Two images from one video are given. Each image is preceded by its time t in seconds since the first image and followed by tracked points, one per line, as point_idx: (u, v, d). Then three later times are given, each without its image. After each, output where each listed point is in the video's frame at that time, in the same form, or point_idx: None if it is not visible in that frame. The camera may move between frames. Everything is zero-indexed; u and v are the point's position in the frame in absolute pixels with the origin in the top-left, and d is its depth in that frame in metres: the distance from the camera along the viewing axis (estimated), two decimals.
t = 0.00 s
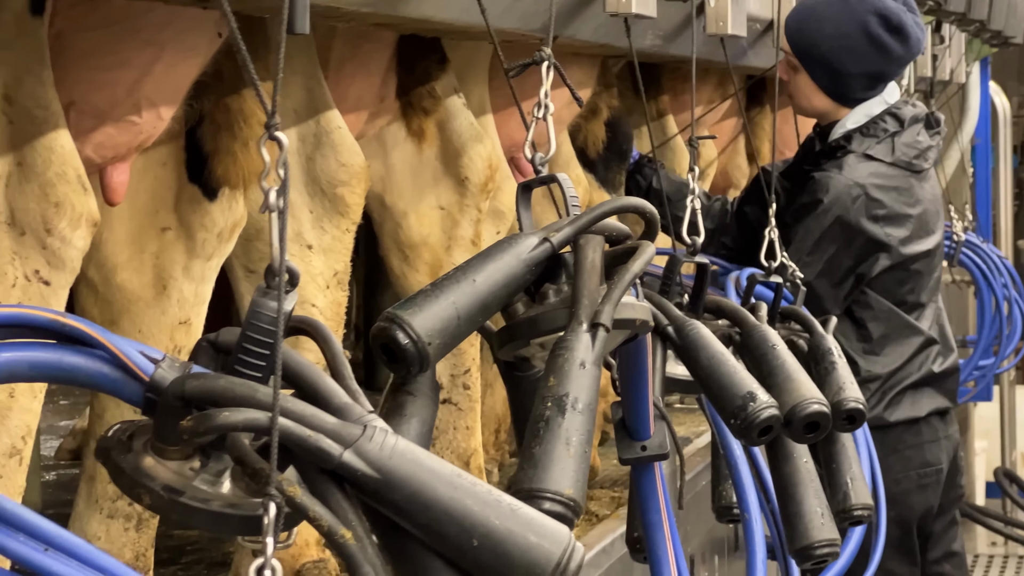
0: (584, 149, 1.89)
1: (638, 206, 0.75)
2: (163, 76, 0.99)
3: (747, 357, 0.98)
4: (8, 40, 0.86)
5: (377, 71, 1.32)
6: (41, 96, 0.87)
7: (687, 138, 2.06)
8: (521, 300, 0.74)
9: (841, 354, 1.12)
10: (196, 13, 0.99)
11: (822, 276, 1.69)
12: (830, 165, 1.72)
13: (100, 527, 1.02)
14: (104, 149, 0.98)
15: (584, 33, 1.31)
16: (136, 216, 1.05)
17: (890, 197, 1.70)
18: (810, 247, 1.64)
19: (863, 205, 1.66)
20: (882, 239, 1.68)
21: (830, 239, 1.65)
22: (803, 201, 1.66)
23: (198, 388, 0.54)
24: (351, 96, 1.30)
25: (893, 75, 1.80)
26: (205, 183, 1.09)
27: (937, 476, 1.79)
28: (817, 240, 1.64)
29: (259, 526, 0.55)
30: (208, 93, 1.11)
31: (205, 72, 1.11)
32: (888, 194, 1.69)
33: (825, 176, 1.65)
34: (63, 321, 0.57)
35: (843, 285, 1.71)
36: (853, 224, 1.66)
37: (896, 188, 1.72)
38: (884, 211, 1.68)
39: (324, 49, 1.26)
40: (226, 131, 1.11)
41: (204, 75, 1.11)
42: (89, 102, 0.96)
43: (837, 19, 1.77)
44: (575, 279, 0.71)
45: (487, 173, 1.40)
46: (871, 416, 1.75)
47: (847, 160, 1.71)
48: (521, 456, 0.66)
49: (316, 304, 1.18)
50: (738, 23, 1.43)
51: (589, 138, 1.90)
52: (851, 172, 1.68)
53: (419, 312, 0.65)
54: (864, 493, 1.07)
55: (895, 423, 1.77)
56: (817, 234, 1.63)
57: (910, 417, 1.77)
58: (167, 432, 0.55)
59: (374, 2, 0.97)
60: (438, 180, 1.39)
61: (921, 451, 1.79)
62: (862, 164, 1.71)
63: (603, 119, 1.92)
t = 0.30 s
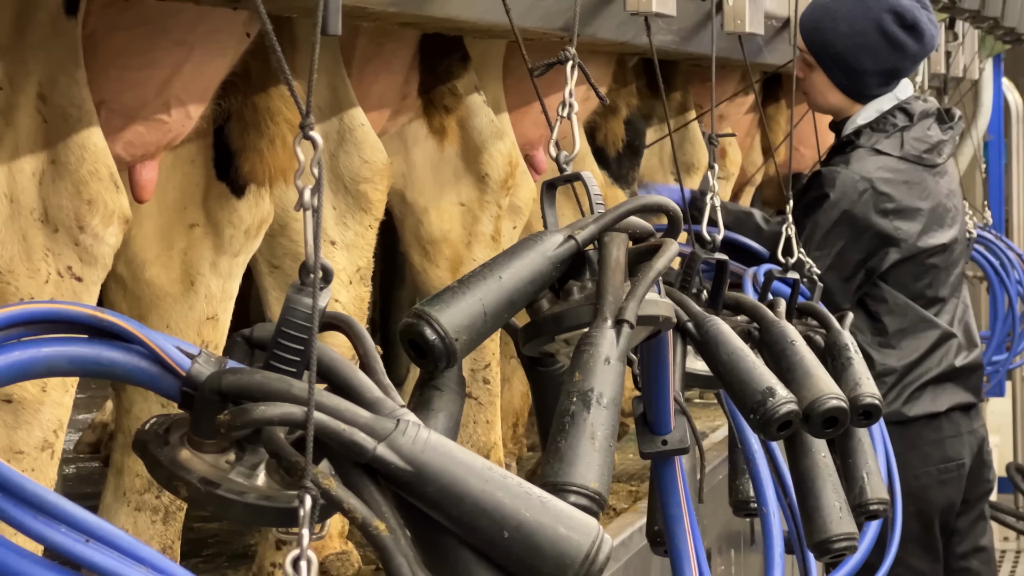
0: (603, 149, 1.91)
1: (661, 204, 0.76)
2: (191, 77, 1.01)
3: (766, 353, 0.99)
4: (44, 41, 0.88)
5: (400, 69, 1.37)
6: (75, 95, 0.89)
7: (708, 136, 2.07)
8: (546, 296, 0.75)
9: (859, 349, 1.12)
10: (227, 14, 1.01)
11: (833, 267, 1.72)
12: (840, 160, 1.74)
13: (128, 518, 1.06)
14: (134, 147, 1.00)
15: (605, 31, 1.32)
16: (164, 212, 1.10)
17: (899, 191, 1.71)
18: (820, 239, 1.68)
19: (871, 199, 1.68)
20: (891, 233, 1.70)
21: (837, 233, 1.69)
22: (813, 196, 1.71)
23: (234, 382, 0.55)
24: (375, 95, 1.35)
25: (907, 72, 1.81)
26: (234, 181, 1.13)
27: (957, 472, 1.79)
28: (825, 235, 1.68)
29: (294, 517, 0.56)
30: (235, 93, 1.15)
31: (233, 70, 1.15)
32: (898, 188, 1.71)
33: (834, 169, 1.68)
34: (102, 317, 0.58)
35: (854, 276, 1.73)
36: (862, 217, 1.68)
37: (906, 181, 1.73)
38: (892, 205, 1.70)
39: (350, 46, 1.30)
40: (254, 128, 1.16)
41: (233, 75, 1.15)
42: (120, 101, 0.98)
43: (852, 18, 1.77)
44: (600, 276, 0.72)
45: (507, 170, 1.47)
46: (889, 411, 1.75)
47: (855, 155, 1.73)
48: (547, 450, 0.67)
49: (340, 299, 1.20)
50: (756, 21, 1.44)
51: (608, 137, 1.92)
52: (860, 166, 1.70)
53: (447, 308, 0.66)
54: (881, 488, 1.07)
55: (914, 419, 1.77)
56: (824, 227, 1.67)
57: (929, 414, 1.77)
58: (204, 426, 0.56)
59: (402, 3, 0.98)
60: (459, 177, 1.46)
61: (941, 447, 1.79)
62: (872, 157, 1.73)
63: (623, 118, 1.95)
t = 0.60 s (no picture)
0: (620, 149, 1.94)
1: (683, 204, 0.77)
2: (216, 76, 1.02)
3: (783, 352, 1.00)
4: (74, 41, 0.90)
5: (422, 69, 1.38)
6: (103, 95, 0.91)
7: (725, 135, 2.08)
8: (569, 295, 0.76)
9: (874, 348, 1.13)
10: (253, 15, 1.01)
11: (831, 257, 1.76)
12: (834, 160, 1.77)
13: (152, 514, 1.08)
14: (159, 146, 1.01)
15: (623, 31, 1.32)
16: (189, 211, 1.12)
17: (894, 190, 1.72)
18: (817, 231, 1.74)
19: (859, 199, 1.70)
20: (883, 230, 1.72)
21: (830, 231, 1.73)
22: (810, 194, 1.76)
23: (266, 379, 0.56)
24: (396, 95, 1.37)
25: (918, 72, 1.81)
26: (259, 180, 1.15)
27: (965, 473, 1.78)
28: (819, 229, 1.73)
29: (325, 511, 0.57)
30: (260, 93, 1.17)
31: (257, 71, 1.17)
32: (891, 188, 1.72)
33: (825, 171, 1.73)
34: (136, 314, 0.59)
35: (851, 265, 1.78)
36: (850, 217, 1.71)
37: (901, 181, 1.73)
38: (885, 204, 1.71)
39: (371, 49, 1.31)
40: (278, 128, 1.17)
41: (257, 75, 1.16)
42: (147, 101, 0.99)
43: (865, 19, 1.77)
44: (622, 275, 0.73)
45: (527, 170, 1.49)
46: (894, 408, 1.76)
47: (849, 154, 1.76)
48: (570, 447, 0.68)
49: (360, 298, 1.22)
50: (773, 21, 1.44)
51: (624, 138, 1.94)
52: (850, 167, 1.73)
53: (471, 306, 0.67)
54: (895, 487, 1.08)
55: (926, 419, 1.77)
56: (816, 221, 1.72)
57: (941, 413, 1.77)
58: (237, 421, 0.57)
59: (426, 4, 0.99)
60: (479, 176, 1.48)
61: (949, 447, 1.78)
62: (866, 157, 1.74)
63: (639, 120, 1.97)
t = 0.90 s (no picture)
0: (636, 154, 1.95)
1: (705, 207, 0.78)
2: (242, 79, 1.02)
3: (800, 354, 1.00)
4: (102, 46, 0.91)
5: (441, 73, 1.40)
6: (130, 99, 0.92)
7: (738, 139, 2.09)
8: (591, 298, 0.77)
9: (889, 351, 1.13)
10: (279, 19, 1.03)
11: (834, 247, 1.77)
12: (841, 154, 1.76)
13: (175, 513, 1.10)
14: (186, 148, 1.03)
15: (642, 36, 1.34)
16: (212, 214, 1.13)
17: (900, 190, 1.72)
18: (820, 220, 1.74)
19: (863, 195, 1.70)
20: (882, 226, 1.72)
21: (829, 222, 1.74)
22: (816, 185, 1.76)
23: (297, 379, 0.57)
24: (417, 99, 1.38)
25: (931, 75, 1.82)
26: (282, 183, 1.16)
27: (971, 475, 1.78)
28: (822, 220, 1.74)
29: (354, 510, 0.58)
30: (285, 96, 1.17)
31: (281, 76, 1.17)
32: (898, 187, 1.72)
33: (832, 163, 1.72)
34: (169, 315, 0.60)
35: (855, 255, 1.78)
36: (851, 211, 1.72)
37: (906, 182, 1.72)
38: (888, 203, 1.72)
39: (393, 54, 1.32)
40: (302, 131, 1.17)
41: (281, 79, 1.17)
42: (173, 104, 1.00)
43: (875, 24, 1.78)
44: (643, 278, 0.74)
45: (544, 173, 1.51)
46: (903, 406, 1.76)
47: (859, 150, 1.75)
48: (592, 447, 0.68)
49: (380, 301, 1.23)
50: (788, 26, 1.45)
51: (641, 144, 1.96)
52: (858, 162, 1.71)
53: (494, 308, 0.67)
54: (910, 489, 1.09)
55: (939, 422, 1.77)
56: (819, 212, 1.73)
57: (954, 416, 1.77)
58: (269, 421, 0.58)
59: (450, 8, 1.00)
60: (497, 180, 1.49)
61: (956, 450, 1.77)
62: (875, 155, 1.73)
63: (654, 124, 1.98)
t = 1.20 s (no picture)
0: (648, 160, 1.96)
1: (721, 215, 0.78)
2: (263, 85, 1.03)
3: (814, 360, 1.01)
4: (124, 51, 0.92)
5: (457, 80, 1.41)
6: (152, 104, 0.93)
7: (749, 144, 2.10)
8: (609, 304, 0.78)
9: (901, 358, 1.14)
10: (299, 25, 1.03)
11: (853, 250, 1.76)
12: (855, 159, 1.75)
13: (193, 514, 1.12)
14: (208, 154, 1.03)
15: (657, 43, 1.35)
16: (230, 219, 1.15)
17: (914, 192, 1.72)
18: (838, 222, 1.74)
19: (879, 198, 1.70)
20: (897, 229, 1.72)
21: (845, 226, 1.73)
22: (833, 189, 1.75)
23: (322, 384, 0.58)
24: (433, 105, 1.40)
25: (942, 81, 1.83)
26: (299, 188, 1.16)
27: (982, 479, 1.78)
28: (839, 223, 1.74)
29: (378, 513, 0.59)
30: (304, 103, 1.19)
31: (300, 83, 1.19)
32: (912, 190, 1.72)
33: (847, 166, 1.72)
34: (196, 320, 0.61)
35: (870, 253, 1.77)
36: (867, 214, 1.71)
37: (921, 185, 1.73)
38: (904, 205, 1.71)
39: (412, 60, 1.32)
40: (323, 136, 1.19)
41: (298, 86, 1.19)
42: (195, 110, 1.01)
43: (888, 30, 1.78)
44: (661, 284, 0.74)
45: (559, 179, 1.52)
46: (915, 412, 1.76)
47: (872, 154, 1.75)
48: (610, 451, 0.68)
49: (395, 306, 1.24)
50: (801, 33, 1.46)
51: (653, 150, 1.97)
52: (874, 164, 1.71)
53: (513, 313, 0.68)
54: (922, 495, 1.09)
55: (948, 428, 1.77)
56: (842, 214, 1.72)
57: (964, 422, 1.77)
58: (294, 425, 0.59)
59: (471, 15, 1.01)
60: (512, 186, 1.50)
61: (966, 455, 1.78)
62: (890, 159, 1.73)
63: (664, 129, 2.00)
